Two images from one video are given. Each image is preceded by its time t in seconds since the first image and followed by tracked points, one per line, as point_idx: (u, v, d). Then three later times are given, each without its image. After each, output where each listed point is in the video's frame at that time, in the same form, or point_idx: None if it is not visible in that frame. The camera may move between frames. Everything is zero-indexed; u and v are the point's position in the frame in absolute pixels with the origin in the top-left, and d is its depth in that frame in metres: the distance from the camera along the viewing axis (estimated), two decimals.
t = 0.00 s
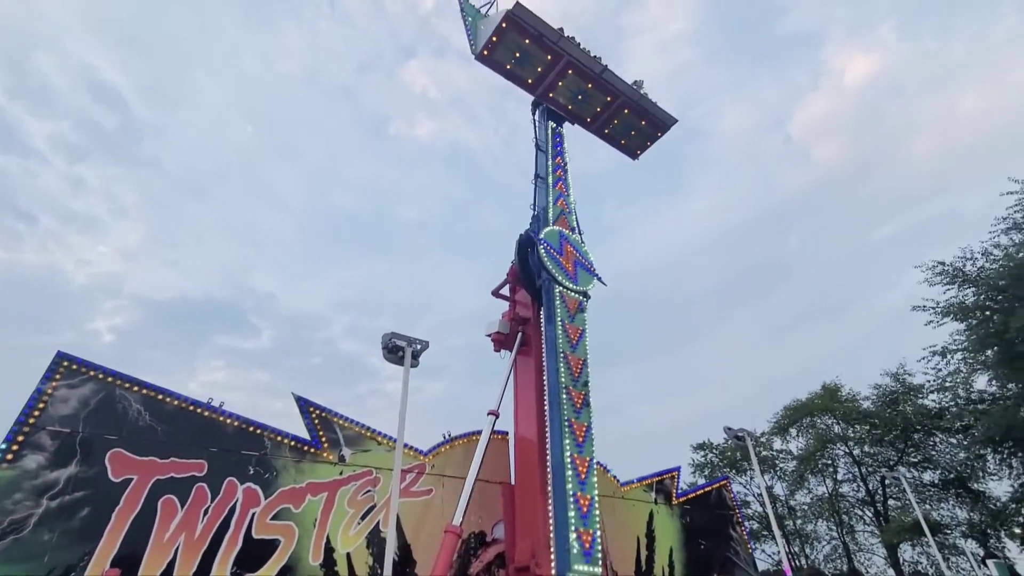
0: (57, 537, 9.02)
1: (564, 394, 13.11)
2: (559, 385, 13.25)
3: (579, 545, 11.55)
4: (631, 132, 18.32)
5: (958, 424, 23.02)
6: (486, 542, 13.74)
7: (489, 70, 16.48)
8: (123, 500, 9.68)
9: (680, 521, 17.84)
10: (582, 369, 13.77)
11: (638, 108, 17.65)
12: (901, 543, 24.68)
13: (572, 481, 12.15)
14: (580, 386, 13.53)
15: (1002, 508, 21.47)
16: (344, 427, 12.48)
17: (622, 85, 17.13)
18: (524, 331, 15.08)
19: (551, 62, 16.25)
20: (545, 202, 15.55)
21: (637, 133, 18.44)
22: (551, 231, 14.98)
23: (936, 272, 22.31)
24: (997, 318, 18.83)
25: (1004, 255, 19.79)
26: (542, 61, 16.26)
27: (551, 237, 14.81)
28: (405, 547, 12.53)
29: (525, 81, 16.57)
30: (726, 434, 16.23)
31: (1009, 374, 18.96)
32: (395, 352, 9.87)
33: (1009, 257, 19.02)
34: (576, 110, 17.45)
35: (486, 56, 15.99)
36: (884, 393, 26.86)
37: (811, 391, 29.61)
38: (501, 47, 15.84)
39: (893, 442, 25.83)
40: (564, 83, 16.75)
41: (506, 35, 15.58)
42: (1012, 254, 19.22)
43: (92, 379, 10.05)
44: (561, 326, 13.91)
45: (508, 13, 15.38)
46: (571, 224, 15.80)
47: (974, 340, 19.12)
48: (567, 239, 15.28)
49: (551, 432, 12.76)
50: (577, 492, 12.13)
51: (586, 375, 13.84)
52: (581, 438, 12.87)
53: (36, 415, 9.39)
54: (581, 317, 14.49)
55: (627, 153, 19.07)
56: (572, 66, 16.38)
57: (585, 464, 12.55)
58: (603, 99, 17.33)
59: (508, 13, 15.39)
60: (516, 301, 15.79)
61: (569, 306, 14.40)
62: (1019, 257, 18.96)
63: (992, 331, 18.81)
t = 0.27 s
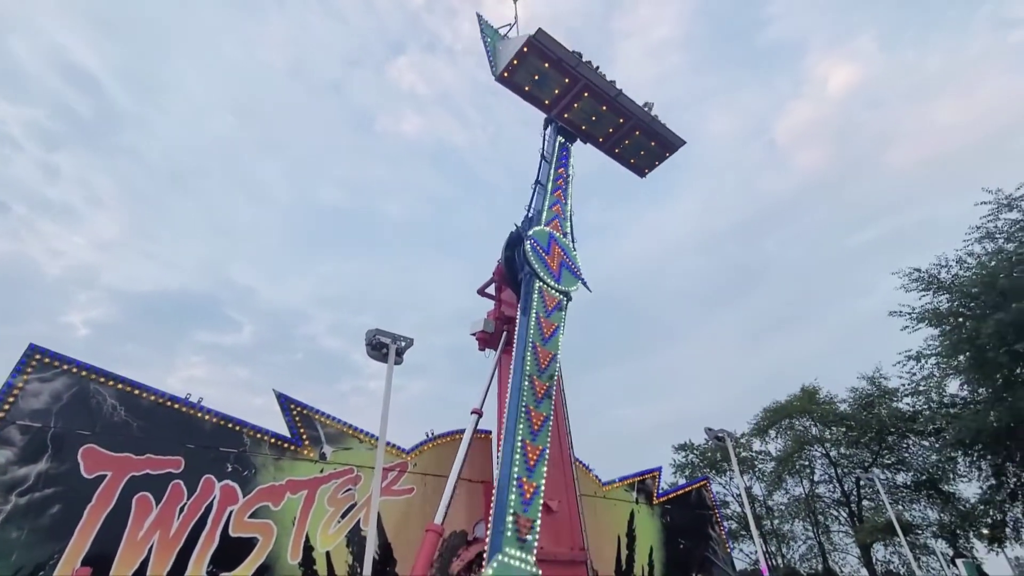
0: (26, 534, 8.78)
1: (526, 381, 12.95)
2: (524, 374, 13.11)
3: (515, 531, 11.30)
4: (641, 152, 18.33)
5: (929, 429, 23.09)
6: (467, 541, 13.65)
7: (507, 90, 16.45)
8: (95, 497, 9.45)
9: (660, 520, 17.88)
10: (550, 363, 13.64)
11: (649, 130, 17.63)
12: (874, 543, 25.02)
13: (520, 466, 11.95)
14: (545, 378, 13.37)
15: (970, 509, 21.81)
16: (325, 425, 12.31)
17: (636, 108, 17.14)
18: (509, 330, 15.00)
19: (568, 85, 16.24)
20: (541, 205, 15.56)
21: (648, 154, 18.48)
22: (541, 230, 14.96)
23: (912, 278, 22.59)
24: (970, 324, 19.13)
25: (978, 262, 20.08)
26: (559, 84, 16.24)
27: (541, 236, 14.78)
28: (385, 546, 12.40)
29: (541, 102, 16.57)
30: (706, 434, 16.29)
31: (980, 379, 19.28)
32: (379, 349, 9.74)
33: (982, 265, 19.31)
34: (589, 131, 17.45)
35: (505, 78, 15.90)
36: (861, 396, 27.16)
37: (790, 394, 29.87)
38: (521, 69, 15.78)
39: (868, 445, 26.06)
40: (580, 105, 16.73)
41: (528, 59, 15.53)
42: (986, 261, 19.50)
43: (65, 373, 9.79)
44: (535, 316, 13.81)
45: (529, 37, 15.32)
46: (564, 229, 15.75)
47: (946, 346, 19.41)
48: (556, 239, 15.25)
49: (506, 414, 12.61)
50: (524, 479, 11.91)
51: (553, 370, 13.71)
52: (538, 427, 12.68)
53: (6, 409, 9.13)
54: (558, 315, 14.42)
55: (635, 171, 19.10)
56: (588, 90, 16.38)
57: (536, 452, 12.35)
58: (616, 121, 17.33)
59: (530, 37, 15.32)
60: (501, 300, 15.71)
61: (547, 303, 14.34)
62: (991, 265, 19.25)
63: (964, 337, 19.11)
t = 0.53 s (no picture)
0: (6, 529, 8.65)
1: (492, 360, 12.76)
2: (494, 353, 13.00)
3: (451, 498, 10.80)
4: (656, 173, 18.21)
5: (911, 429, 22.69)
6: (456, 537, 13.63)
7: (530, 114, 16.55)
8: (77, 491, 9.31)
9: (647, 517, 17.94)
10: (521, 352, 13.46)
11: (666, 152, 17.53)
12: (856, 541, 25.26)
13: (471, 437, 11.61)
14: (513, 365, 13.17)
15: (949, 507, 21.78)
16: (313, 420, 12.21)
17: (653, 131, 17.12)
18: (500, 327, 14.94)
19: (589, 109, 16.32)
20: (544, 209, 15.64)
21: (666, 177, 18.40)
22: (537, 229, 14.98)
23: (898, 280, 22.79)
24: (953, 326, 19.35)
25: (962, 265, 20.27)
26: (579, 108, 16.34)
27: (535, 233, 14.77)
28: (373, 542, 12.33)
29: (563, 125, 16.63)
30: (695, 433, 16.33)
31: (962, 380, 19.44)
32: (369, 344, 9.65)
33: (965, 268, 19.51)
34: (608, 154, 17.43)
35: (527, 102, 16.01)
36: (846, 396, 27.30)
37: (778, 393, 30.07)
38: (544, 94, 15.92)
39: (852, 444, 26.20)
40: (599, 129, 16.75)
41: (551, 84, 15.69)
42: (969, 264, 19.71)
43: (48, 365, 9.63)
44: (511, 302, 13.83)
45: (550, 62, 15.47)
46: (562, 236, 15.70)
47: (930, 347, 19.63)
48: (552, 240, 15.25)
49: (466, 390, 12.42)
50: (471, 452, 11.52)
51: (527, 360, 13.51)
52: (499, 408, 12.36)
53: None
54: (538, 307, 14.35)
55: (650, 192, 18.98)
56: (607, 113, 16.42)
57: (493, 430, 12.03)
58: (633, 143, 17.29)
59: (554, 63, 15.50)
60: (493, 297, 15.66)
61: (530, 295, 14.30)
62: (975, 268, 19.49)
63: (947, 338, 19.36)
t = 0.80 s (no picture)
0: None
1: (459, 335, 12.85)
2: (467, 328, 13.16)
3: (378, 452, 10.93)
4: (672, 197, 18.22)
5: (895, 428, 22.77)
6: (444, 532, 13.56)
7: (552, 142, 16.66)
8: (60, 484, 9.17)
9: (634, 513, 17.98)
10: (492, 333, 13.39)
11: (683, 177, 17.54)
12: (839, 538, 25.51)
13: (418, 398, 11.74)
14: (481, 343, 13.17)
15: (932, 505, 22.06)
16: (302, 414, 12.11)
17: (672, 157, 17.11)
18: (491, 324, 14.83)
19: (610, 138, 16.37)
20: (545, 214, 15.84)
21: (682, 202, 18.41)
22: (532, 226, 15.16)
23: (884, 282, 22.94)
24: (937, 327, 19.51)
25: (946, 267, 20.43)
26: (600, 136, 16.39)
27: (529, 230, 14.90)
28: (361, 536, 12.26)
29: (584, 152, 16.71)
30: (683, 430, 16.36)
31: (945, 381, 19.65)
32: (359, 339, 9.56)
33: (950, 270, 19.67)
34: (626, 179, 17.46)
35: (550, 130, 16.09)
36: (832, 395, 27.42)
37: (765, 392, 30.26)
38: (566, 122, 16.02)
39: (837, 442, 26.39)
40: (618, 156, 16.79)
41: (575, 114, 15.78)
42: (954, 266, 19.88)
43: (31, 356, 9.48)
44: (493, 284, 13.94)
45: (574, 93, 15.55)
46: (558, 240, 15.69)
47: (915, 348, 19.79)
48: (548, 241, 15.33)
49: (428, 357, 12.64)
50: (412, 411, 11.63)
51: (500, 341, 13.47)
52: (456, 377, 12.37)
53: None
54: (520, 295, 14.18)
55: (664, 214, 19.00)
56: (627, 140, 16.46)
57: (444, 394, 12.08)
58: (651, 169, 17.30)
59: (577, 93, 15.58)
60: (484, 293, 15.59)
61: (515, 285, 14.24)
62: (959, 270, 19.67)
63: (931, 339, 19.53)
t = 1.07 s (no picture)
0: None
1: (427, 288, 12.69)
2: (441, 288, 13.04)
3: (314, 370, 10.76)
4: (686, 222, 18.12)
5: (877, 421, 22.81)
6: (432, 519, 13.57)
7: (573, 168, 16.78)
8: (43, 470, 9.05)
9: (621, 502, 18.10)
10: (462, 300, 13.10)
11: (699, 203, 17.42)
12: (819, 527, 25.90)
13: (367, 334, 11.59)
14: (449, 305, 12.86)
15: (909, 495, 22.27)
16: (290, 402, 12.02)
17: (690, 185, 17.00)
18: (481, 314, 14.72)
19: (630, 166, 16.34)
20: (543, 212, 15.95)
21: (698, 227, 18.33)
22: (527, 219, 15.32)
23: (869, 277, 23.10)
24: (919, 323, 19.70)
25: (930, 264, 20.61)
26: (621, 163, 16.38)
27: (523, 221, 15.01)
28: (349, 524, 12.25)
29: (603, 178, 16.78)
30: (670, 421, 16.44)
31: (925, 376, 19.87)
32: (347, 326, 9.47)
33: (934, 267, 19.86)
34: (643, 205, 17.42)
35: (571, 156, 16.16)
36: (815, 388, 27.61)
37: (751, 384, 30.50)
38: (588, 150, 16.06)
39: (819, 434, 26.65)
40: (637, 182, 16.78)
41: (596, 142, 15.80)
42: (938, 263, 20.06)
43: (13, 340, 9.30)
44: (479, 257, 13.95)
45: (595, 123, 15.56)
46: (555, 241, 15.71)
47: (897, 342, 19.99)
48: (543, 235, 15.39)
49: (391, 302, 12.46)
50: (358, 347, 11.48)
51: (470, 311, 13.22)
52: (413, 327, 12.11)
53: None
54: (501, 275, 14.05)
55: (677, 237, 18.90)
56: (646, 168, 16.42)
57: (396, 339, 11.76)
58: (669, 196, 17.23)
59: (600, 122, 15.61)
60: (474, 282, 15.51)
61: (498, 265, 14.15)
62: (943, 267, 19.85)
63: (913, 335, 19.73)
